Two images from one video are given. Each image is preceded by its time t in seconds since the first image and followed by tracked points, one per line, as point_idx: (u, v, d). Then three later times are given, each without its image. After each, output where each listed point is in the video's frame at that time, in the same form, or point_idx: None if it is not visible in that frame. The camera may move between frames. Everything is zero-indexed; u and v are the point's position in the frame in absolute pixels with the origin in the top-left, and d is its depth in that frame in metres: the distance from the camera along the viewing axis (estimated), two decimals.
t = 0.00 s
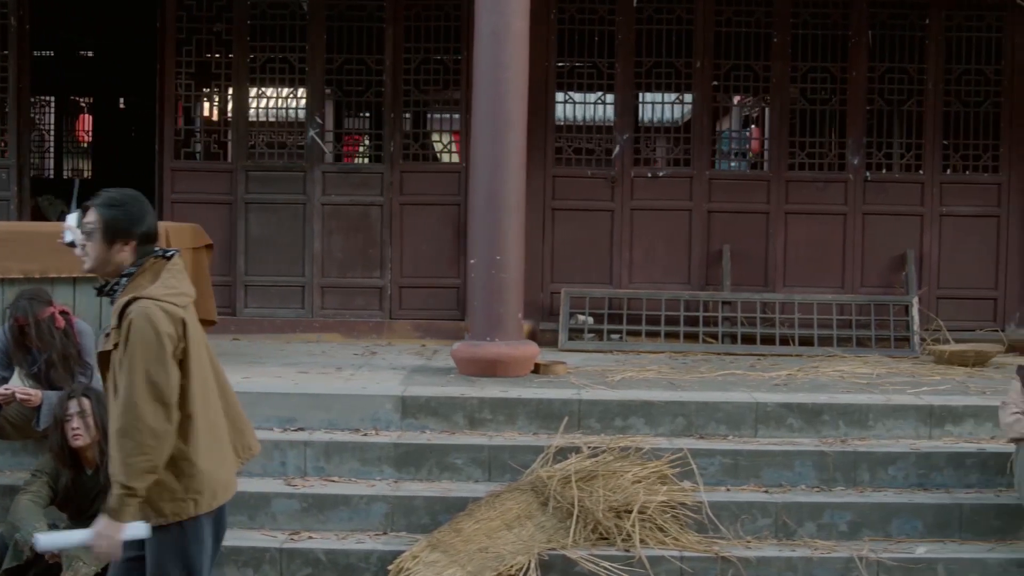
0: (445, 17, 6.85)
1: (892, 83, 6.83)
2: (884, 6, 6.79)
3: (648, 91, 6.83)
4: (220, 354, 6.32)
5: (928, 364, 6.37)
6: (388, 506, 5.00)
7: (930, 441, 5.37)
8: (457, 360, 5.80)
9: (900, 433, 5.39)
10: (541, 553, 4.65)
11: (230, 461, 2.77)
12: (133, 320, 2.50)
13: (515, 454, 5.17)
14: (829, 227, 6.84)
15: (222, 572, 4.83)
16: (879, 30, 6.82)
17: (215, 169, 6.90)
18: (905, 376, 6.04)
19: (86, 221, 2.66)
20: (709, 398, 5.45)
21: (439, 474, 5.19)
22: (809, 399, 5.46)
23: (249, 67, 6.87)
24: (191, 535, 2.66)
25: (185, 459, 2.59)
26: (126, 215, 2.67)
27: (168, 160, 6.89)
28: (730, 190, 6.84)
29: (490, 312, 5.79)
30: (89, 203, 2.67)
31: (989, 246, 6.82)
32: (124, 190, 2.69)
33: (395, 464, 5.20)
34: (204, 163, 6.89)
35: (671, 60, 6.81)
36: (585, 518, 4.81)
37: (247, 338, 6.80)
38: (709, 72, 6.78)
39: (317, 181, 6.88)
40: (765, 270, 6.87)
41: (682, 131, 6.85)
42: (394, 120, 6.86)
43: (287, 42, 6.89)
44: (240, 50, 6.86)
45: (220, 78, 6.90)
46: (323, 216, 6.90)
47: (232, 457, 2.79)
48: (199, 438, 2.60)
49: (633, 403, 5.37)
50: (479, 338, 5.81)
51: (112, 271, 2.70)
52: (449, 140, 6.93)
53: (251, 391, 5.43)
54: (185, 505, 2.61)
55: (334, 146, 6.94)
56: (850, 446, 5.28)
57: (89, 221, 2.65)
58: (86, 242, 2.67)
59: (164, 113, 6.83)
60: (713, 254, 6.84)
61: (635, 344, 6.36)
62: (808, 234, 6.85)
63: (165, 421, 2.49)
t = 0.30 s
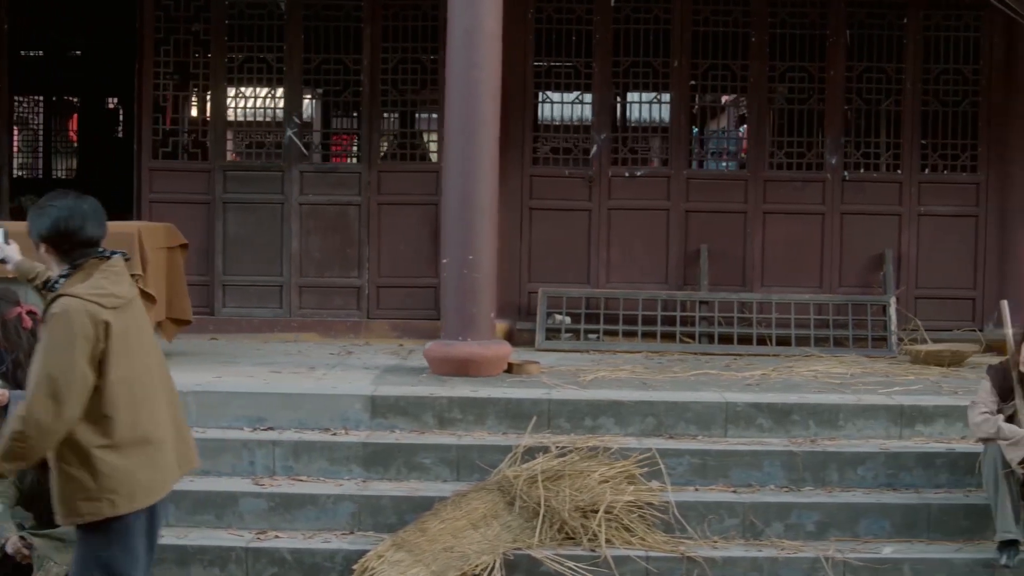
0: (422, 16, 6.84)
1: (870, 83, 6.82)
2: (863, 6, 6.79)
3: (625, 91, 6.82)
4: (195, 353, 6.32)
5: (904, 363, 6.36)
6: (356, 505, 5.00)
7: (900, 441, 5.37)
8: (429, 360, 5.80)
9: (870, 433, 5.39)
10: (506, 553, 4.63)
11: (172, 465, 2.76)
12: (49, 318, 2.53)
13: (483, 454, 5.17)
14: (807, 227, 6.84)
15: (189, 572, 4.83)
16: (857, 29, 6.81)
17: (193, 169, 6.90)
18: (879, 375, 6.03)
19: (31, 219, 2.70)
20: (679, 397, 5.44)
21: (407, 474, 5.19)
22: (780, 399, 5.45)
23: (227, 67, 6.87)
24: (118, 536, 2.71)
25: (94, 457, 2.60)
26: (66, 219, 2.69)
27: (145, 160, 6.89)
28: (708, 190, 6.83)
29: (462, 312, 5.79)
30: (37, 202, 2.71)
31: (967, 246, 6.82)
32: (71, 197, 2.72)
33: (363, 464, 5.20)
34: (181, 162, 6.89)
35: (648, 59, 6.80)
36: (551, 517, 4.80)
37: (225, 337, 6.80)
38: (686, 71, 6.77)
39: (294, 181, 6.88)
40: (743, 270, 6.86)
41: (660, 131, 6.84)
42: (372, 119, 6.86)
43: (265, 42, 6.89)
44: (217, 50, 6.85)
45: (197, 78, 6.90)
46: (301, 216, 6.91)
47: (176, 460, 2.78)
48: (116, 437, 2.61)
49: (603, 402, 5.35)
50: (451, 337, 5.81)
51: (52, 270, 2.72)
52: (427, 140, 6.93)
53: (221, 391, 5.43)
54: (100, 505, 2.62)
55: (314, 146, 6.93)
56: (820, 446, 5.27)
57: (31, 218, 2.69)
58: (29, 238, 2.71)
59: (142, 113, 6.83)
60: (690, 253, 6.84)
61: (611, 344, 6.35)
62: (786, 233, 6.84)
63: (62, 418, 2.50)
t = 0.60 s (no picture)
0: (396, 15, 6.84)
1: (844, 82, 6.82)
2: (837, 5, 6.79)
3: (599, 90, 6.82)
4: (166, 353, 6.32)
5: (876, 363, 6.34)
6: (318, 504, 4.98)
7: (865, 440, 5.37)
8: (397, 359, 5.80)
9: (835, 433, 5.39)
10: (465, 552, 4.57)
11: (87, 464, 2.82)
12: None
13: (446, 453, 5.16)
14: (781, 227, 6.83)
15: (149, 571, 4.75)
16: (831, 28, 6.80)
17: (167, 168, 6.91)
18: (848, 375, 6.01)
19: None
20: (644, 397, 5.44)
21: (370, 473, 5.19)
22: (745, 399, 5.44)
23: (201, 67, 6.88)
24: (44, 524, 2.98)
25: None
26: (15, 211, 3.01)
27: (120, 159, 6.90)
28: (682, 189, 6.83)
29: (429, 311, 5.77)
30: None
31: (941, 246, 6.81)
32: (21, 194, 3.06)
33: (327, 462, 5.20)
34: (155, 162, 6.90)
35: (622, 58, 6.80)
36: (511, 517, 4.76)
37: (198, 336, 6.80)
38: (660, 70, 6.76)
39: (268, 180, 6.88)
40: (717, 269, 6.86)
41: (633, 130, 6.84)
42: (346, 119, 6.86)
43: (239, 41, 6.89)
44: (192, 50, 6.86)
45: (172, 77, 6.91)
46: (275, 215, 6.91)
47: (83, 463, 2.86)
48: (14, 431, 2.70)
49: (567, 401, 5.34)
50: (419, 336, 5.80)
51: None
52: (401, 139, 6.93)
53: (187, 389, 5.43)
54: None
55: (288, 146, 6.93)
56: (784, 446, 5.26)
57: None
58: None
59: (116, 113, 6.83)
60: (664, 253, 6.83)
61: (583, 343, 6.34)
62: (760, 232, 6.84)
63: None
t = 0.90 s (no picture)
0: (372, 15, 6.84)
1: (821, 81, 6.82)
2: (814, 4, 6.78)
3: (576, 89, 6.82)
4: (140, 352, 6.33)
5: (851, 362, 6.32)
6: (284, 503, 4.98)
7: (834, 439, 5.36)
8: (369, 358, 5.80)
9: (804, 432, 5.37)
10: (429, 550, 4.55)
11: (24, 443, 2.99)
12: None
13: (413, 452, 5.15)
14: (758, 226, 6.83)
15: (113, 571, 4.64)
16: (808, 27, 6.79)
17: (145, 168, 6.91)
18: (821, 375, 5.99)
19: None
20: (613, 396, 5.43)
21: (338, 472, 5.19)
22: (715, 398, 5.44)
23: (179, 66, 6.88)
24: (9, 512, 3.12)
25: None
26: None
27: (97, 158, 6.90)
28: (659, 188, 6.82)
29: (400, 310, 5.77)
30: None
31: (919, 245, 6.81)
32: None
33: (294, 461, 5.20)
34: (133, 161, 6.90)
35: (599, 57, 6.79)
36: (477, 516, 4.74)
37: (175, 336, 6.80)
38: (637, 69, 6.76)
39: (245, 179, 6.88)
40: (694, 269, 6.85)
41: (611, 130, 6.83)
42: (323, 118, 6.86)
43: (217, 41, 6.90)
44: (169, 49, 6.86)
45: (149, 77, 6.91)
46: (252, 215, 6.91)
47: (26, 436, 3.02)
48: None
49: (535, 400, 5.34)
50: (390, 336, 5.80)
51: None
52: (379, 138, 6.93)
53: (156, 389, 5.44)
54: None
55: (266, 145, 6.93)
56: (752, 445, 5.24)
57: None
58: None
59: (94, 112, 6.84)
60: (641, 252, 6.83)
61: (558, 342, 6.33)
62: (737, 231, 6.83)
63: None
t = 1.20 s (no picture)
0: (346, 13, 6.84)
1: (795, 79, 6.80)
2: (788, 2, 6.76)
3: (549, 88, 6.81)
4: (112, 351, 6.32)
5: (824, 361, 6.31)
6: (246, 501, 4.79)
7: (800, 438, 5.31)
8: (337, 356, 5.79)
9: (770, 430, 5.34)
10: (388, 549, 4.35)
11: None
12: None
13: (376, 450, 5.12)
14: (732, 225, 6.82)
15: (74, 570, 4.45)
16: (782, 25, 6.77)
17: (120, 167, 6.92)
18: (792, 373, 5.97)
19: None
20: (578, 394, 5.40)
21: (301, 470, 5.14)
22: (680, 396, 5.41)
23: (153, 65, 6.88)
24: None
25: None
26: None
27: (72, 157, 6.90)
28: (633, 187, 6.81)
29: (369, 309, 5.77)
30: None
31: (894, 243, 6.79)
32: None
33: (257, 460, 5.16)
34: (108, 160, 6.91)
35: (572, 56, 6.78)
36: (437, 515, 4.55)
37: (150, 335, 6.81)
38: (611, 67, 6.75)
39: (220, 178, 6.89)
40: (668, 267, 6.84)
41: (584, 128, 6.82)
42: (297, 116, 6.86)
43: (191, 40, 6.90)
44: (143, 48, 6.86)
45: (124, 76, 6.92)
46: (226, 214, 6.91)
47: None
48: None
49: (500, 399, 5.34)
50: (358, 334, 5.79)
51: None
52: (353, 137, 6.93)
53: (122, 388, 5.42)
54: None
55: (240, 144, 6.93)
56: (717, 443, 5.20)
57: None
58: None
59: (68, 111, 6.84)
60: (615, 251, 6.82)
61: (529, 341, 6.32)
62: (712, 229, 6.82)
63: None
